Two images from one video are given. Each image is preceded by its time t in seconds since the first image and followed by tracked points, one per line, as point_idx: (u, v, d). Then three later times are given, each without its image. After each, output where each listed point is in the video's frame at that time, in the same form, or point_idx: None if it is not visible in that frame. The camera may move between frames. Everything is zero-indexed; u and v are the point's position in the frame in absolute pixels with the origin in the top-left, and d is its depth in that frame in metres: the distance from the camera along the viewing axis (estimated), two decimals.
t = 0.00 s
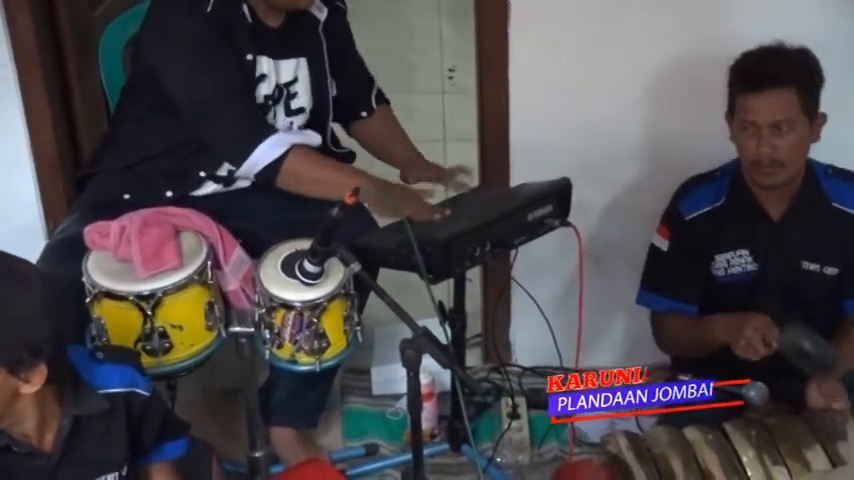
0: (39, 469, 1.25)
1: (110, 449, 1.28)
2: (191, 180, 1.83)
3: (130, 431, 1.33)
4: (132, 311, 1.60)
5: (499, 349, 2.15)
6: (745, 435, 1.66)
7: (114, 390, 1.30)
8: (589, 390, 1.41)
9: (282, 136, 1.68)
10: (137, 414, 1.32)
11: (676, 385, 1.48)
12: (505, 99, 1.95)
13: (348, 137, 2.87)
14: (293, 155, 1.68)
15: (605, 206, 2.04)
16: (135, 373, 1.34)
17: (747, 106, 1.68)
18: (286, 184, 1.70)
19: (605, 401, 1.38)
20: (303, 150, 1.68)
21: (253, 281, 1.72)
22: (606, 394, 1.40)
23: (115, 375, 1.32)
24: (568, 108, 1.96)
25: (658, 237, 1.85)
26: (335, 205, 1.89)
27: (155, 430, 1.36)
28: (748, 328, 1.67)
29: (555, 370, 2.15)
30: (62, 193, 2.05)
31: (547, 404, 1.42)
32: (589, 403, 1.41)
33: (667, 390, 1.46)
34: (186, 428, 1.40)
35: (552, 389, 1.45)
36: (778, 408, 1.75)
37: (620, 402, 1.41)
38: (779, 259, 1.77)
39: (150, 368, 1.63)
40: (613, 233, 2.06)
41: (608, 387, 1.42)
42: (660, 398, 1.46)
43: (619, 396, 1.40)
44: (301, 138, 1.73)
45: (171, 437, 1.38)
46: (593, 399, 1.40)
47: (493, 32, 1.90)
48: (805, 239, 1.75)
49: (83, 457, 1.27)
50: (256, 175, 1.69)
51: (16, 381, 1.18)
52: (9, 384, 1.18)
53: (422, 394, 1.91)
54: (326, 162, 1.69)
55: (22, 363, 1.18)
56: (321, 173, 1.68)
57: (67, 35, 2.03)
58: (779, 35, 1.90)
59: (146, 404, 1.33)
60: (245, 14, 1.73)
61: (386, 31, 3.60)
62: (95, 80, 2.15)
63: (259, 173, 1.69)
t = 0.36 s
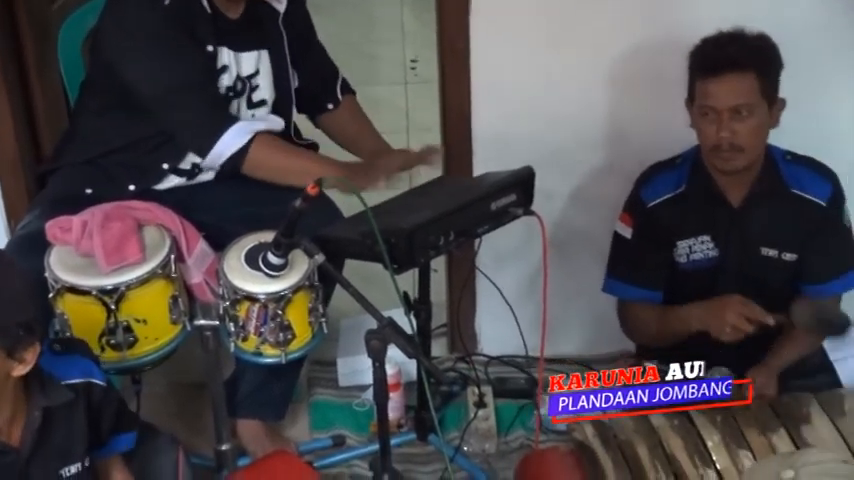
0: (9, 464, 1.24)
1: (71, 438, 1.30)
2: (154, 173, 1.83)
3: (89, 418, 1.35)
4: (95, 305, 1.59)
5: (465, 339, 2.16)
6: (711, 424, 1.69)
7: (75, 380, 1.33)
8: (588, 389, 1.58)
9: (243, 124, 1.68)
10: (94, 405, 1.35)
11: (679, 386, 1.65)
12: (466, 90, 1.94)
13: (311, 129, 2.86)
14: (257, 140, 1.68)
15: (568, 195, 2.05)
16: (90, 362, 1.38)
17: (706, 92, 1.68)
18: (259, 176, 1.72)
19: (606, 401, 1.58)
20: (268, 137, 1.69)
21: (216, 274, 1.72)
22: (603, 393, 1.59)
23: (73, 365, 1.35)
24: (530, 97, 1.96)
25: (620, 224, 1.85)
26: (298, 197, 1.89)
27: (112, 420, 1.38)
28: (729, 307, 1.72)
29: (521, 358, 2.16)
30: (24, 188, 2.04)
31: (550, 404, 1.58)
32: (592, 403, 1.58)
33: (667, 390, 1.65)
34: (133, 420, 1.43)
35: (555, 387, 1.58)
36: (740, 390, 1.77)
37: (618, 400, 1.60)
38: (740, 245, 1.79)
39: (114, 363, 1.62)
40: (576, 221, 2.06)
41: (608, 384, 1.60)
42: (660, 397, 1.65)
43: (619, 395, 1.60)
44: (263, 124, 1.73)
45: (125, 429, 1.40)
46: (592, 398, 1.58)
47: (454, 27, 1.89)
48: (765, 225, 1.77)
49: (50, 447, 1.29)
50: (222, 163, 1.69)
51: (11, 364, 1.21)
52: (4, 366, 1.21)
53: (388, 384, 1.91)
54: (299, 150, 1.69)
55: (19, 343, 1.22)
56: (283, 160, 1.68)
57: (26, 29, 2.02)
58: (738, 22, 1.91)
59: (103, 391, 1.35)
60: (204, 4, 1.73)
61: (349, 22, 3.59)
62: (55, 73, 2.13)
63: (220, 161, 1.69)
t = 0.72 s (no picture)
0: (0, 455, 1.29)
1: (54, 427, 1.35)
2: (129, 169, 1.87)
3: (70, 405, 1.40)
4: (75, 300, 1.64)
5: (437, 326, 2.22)
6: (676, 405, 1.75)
7: (54, 369, 1.39)
8: (588, 390, 1.71)
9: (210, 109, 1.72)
10: (74, 393, 1.41)
11: (679, 384, 1.71)
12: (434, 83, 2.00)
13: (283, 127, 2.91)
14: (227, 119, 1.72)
15: (534, 185, 2.10)
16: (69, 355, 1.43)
17: (670, 88, 1.73)
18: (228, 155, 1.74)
19: (605, 401, 1.71)
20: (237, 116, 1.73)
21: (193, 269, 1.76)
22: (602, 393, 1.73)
23: (53, 356, 1.41)
24: (496, 90, 2.01)
25: (583, 214, 1.90)
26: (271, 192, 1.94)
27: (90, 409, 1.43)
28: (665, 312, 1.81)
29: (492, 345, 2.21)
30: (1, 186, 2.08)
31: (550, 404, 1.72)
32: (592, 403, 1.71)
33: (667, 390, 1.72)
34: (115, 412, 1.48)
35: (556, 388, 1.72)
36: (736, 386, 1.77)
37: (619, 400, 1.73)
38: (701, 231, 1.84)
39: (94, 356, 1.67)
40: (542, 211, 2.12)
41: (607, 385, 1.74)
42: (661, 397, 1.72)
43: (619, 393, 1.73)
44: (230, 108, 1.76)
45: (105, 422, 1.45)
46: (592, 399, 1.71)
47: (420, 21, 1.94)
48: (726, 212, 1.82)
49: (39, 437, 1.33)
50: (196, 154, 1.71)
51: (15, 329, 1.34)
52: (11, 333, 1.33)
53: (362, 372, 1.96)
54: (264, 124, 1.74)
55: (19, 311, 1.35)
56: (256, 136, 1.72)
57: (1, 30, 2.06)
58: (695, 16, 1.97)
59: (80, 377, 1.41)
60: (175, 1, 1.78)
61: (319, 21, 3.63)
62: (30, 74, 2.17)
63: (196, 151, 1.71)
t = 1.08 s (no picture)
0: None
1: (35, 419, 1.42)
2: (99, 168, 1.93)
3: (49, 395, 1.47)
4: (48, 294, 1.70)
5: (400, 315, 2.28)
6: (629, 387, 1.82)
7: (35, 362, 1.46)
8: (587, 390, 1.65)
9: (180, 118, 1.78)
10: (53, 385, 1.48)
11: (678, 384, 1.59)
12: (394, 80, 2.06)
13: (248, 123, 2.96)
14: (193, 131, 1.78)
15: (491, 177, 2.17)
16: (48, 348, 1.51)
17: (622, 83, 1.80)
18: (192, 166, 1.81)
19: (605, 401, 1.64)
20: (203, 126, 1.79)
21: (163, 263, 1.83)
22: (603, 393, 1.65)
23: (34, 349, 1.48)
24: (454, 85, 2.08)
25: (535, 204, 1.98)
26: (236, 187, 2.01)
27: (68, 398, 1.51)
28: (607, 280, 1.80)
29: (452, 332, 2.29)
30: None
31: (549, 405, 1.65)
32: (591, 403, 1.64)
33: (667, 390, 1.59)
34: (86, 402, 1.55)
35: (557, 388, 1.67)
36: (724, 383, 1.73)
37: (618, 401, 1.63)
38: (649, 222, 1.92)
39: (67, 349, 1.73)
40: (500, 203, 2.19)
41: (611, 385, 1.63)
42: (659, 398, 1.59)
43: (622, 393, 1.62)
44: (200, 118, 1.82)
45: (79, 413, 1.52)
46: (592, 399, 1.65)
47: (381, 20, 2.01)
48: (674, 202, 1.90)
49: (20, 427, 1.40)
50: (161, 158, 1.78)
51: None
52: None
53: (328, 361, 2.03)
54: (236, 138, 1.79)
55: None
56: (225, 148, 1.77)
57: None
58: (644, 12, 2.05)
59: (62, 371, 1.50)
60: (144, 6, 1.83)
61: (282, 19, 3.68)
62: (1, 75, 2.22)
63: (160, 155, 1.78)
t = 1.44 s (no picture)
0: None
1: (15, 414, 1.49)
2: (78, 170, 2.00)
3: (29, 391, 1.55)
4: (31, 293, 1.76)
5: (374, 308, 2.36)
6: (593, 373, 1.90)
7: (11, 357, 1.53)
8: (588, 391, 1.75)
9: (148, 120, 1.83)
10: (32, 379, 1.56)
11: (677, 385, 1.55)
12: (364, 81, 2.14)
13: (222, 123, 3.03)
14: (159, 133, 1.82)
15: (458, 174, 2.25)
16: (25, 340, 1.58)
17: (579, 78, 1.87)
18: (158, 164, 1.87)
19: (605, 401, 1.73)
20: (172, 128, 1.83)
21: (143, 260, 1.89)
22: (603, 393, 1.75)
23: (10, 343, 1.55)
24: (421, 85, 2.15)
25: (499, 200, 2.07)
26: (212, 186, 2.08)
27: (49, 392, 1.59)
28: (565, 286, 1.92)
29: (424, 324, 2.36)
30: None
31: (550, 404, 1.76)
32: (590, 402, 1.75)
33: (667, 390, 1.55)
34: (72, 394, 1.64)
35: (557, 388, 1.79)
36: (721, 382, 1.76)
37: (620, 401, 1.71)
38: (608, 216, 2.01)
39: (52, 344, 1.79)
40: (467, 198, 2.27)
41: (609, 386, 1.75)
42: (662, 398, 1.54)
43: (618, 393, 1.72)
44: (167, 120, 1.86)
45: (64, 405, 1.61)
46: (591, 399, 1.74)
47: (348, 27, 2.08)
48: (632, 196, 1.99)
49: None
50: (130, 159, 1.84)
51: None
52: None
53: (305, 353, 2.09)
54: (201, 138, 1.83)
55: None
56: (184, 149, 1.81)
57: None
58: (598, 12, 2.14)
59: (38, 364, 1.57)
60: (117, 12, 1.89)
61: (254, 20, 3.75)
62: None
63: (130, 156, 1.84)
